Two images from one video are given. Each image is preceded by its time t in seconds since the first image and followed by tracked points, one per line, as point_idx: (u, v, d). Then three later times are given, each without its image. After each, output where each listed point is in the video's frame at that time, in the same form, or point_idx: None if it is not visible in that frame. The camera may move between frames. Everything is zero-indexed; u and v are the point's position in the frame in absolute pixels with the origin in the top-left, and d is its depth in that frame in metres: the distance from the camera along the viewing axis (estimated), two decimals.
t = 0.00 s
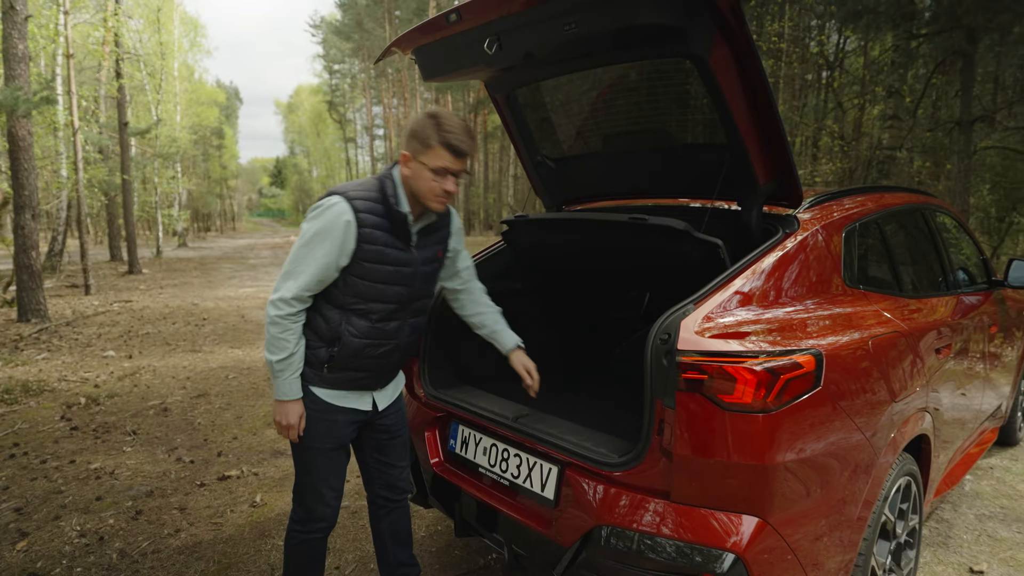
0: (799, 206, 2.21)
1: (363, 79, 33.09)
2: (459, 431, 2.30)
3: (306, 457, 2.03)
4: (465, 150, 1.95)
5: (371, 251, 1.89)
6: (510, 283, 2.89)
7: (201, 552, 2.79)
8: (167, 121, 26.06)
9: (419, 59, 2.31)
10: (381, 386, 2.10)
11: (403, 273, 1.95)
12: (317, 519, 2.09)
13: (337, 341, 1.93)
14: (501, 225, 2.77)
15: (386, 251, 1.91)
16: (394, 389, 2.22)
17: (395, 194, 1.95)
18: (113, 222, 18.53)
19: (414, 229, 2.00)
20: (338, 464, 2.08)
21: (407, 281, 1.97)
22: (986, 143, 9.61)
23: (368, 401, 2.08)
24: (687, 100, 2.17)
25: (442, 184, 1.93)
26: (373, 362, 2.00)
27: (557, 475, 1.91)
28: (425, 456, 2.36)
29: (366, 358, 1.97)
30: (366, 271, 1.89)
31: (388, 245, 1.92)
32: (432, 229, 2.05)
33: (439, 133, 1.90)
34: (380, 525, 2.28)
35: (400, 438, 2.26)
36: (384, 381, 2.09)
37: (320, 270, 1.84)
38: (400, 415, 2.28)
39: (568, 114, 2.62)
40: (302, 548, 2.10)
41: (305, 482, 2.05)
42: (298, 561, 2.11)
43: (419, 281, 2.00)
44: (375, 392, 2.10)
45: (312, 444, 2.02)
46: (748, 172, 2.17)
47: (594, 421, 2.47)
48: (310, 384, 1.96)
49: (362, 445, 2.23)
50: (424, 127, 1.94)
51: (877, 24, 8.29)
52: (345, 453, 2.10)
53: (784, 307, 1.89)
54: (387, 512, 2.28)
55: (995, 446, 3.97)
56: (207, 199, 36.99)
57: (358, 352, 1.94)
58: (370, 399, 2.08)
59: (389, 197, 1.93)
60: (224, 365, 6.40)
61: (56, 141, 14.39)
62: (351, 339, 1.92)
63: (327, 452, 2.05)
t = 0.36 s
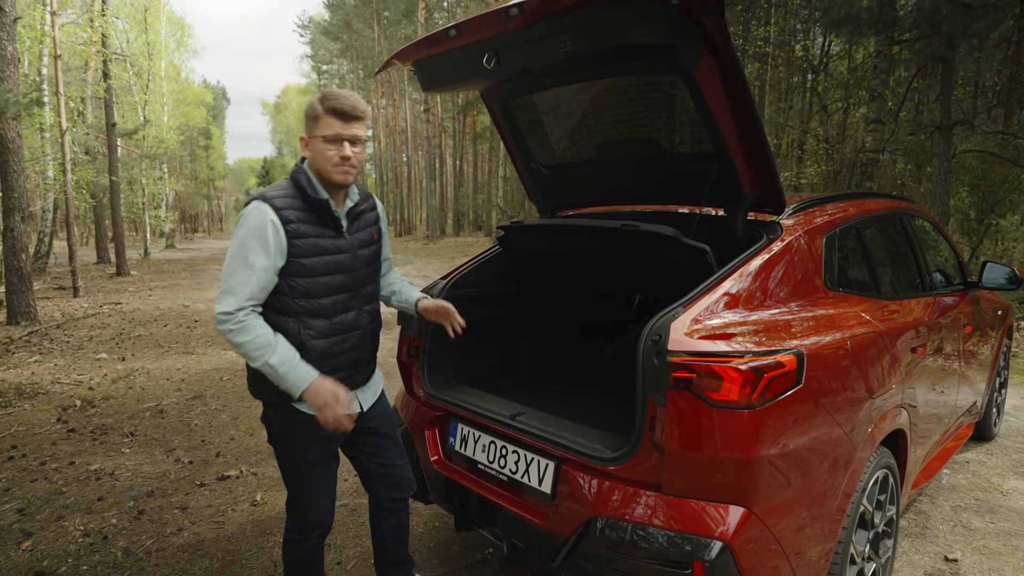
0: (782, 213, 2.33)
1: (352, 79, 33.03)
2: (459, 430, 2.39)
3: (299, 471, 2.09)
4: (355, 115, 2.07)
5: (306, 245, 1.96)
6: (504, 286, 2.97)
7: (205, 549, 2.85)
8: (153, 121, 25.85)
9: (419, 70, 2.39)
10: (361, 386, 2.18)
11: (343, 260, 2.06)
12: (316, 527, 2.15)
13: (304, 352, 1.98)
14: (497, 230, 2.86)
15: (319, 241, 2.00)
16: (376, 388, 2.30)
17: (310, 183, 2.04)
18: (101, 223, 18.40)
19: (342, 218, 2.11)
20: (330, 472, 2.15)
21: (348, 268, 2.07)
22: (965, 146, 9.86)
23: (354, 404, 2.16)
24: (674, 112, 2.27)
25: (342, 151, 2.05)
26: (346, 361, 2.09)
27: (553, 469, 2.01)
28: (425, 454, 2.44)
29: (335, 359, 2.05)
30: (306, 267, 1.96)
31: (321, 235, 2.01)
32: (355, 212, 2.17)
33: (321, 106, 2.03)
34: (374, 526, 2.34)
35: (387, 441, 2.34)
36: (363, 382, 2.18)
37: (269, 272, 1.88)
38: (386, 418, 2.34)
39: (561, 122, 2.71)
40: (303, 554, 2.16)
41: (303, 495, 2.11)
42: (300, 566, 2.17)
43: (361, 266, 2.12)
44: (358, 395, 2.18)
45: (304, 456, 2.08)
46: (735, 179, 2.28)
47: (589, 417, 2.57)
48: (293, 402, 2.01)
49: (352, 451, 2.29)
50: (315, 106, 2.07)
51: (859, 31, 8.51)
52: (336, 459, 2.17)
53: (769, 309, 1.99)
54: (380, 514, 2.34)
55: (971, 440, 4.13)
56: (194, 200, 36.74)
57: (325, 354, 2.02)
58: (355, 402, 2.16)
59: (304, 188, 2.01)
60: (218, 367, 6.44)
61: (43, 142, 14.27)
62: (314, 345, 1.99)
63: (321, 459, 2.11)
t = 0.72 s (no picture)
0: (776, 218, 2.42)
1: (346, 80, 33.01)
2: (464, 428, 2.46)
3: (294, 470, 2.14)
4: (314, 112, 2.15)
5: (276, 244, 2.08)
6: (506, 288, 3.05)
7: (213, 546, 2.91)
8: (148, 122, 25.77)
9: (424, 80, 2.47)
10: (354, 383, 2.27)
11: (316, 257, 2.17)
12: (314, 524, 2.19)
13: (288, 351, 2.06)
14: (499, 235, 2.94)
15: (290, 240, 2.11)
16: (370, 385, 2.38)
17: (278, 185, 2.15)
18: (95, 225, 18.35)
19: (315, 216, 2.23)
20: (325, 469, 2.21)
21: (322, 263, 2.19)
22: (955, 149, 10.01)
23: (347, 400, 2.24)
24: (669, 121, 2.36)
25: (304, 147, 2.13)
26: (333, 357, 2.18)
27: (557, 466, 2.09)
28: (430, 451, 2.52)
29: (321, 358, 2.13)
30: (277, 266, 2.08)
31: (292, 233, 2.13)
32: (327, 206, 2.28)
33: (280, 107, 2.12)
34: (372, 526, 2.40)
35: (382, 440, 2.41)
36: (355, 378, 2.26)
37: (240, 266, 1.98)
38: (382, 418, 2.43)
39: (561, 130, 2.79)
40: (303, 553, 2.21)
41: (300, 494, 2.15)
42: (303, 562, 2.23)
43: (336, 262, 2.23)
44: (352, 391, 2.26)
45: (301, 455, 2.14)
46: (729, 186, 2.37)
47: (591, 415, 2.64)
48: (283, 402, 2.09)
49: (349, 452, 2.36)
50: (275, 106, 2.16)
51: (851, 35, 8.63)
52: (330, 459, 2.23)
53: (764, 310, 2.07)
54: (377, 513, 2.40)
55: (959, 438, 4.23)
56: (187, 201, 36.60)
57: (310, 351, 2.10)
58: (348, 399, 2.24)
59: (272, 190, 2.12)
60: (218, 368, 6.49)
61: (38, 143, 14.25)
62: (297, 344, 2.07)
63: (316, 458, 2.17)
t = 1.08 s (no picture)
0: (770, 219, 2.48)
1: (342, 80, 32.97)
2: (467, 424, 2.52)
3: (295, 466, 2.19)
4: (304, 115, 2.19)
5: (267, 244, 2.13)
6: (507, 288, 3.11)
7: (219, 542, 2.96)
8: (143, 122, 25.68)
9: (428, 83, 2.53)
10: (350, 379, 2.30)
11: (309, 256, 2.22)
12: (314, 518, 2.23)
13: (282, 348, 2.12)
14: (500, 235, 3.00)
15: (281, 239, 2.16)
16: (369, 381, 2.41)
17: (271, 187, 2.20)
18: (91, 225, 18.30)
19: (308, 216, 2.28)
20: (324, 465, 2.25)
21: (316, 262, 2.23)
22: (948, 150, 10.11)
23: (343, 397, 2.27)
24: (666, 124, 2.41)
25: (295, 150, 2.17)
26: (328, 354, 2.22)
27: (559, 459, 2.15)
28: (434, 447, 2.57)
29: (314, 355, 2.18)
30: (270, 265, 2.13)
31: (284, 234, 2.18)
32: (320, 207, 2.32)
33: (271, 111, 2.17)
34: (373, 521, 2.45)
35: (382, 439, 2.44)
36: (352, 375, 2.30)
37: (235, 269, 2.05)
38: (381, 419, 2.45)
39: (560, 132, 2.85)
40: (306, 547, 2.25)
41: (301, 490, 2.20)
42: (307, 555, 2.27)
43: (330, 260, 2.28)
44: (347, 388, 2.29)
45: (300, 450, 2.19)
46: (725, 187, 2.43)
47: (591, 410, 2.70)
48: (279, 398, 2.14)
49: (350, 449, 2.41)
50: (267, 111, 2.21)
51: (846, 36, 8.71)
52: (329, 455, 2.27)
53: (760, 308, 2.14)
54: (378, 509, 2.45)
55: (951, 434, 4.31)
56: (182, 201, 36.46)
57: (303, 348, 2.16)
58: (344, 396, 2.28)
59: (264, 192, 2.17)
60: (218, 368, 6.52)
61: (33, 143, 14.20)
62: (290, 341, 2.13)
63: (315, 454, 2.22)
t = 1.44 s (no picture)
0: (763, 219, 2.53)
1: (336, 79, 32.90)
2: (466, 422, 2.55)
3: (292, 463, 2.22)
4: (300, 116, 2.21)
5: (262, 243, 2.16)
6: (505, 287, 3.14)
7: (219, 539, 2.98)
8: (136, 122, 25.57)
9: (426, 85, 2.57)
10: (345, 377, 2.33)
11: (303, 254, 2.24)
12: (310, 513, 2.26)
13: (275, 345, 2.16)
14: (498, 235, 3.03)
15: (276, 239, 2.19)
16: (364, 379, 2.44)
17: (268, 187, 2.23)
18: (84, 226, 18.20)
19: (304, 215, 2.30)
20: (318, 462, 2.28)
21: (309, 261, 2.25)
22: (939, 150, 10.20)
23: (337, 394, 2.30)
24: (660, 126, 2.46)
25: (292, 150, 2.20)
26: (321, 351, 2.24)
27: (556, 455, 2.19)
28: (433, 444, 2.60)
29: (308, 352, 2.21)
30: (264, 263, 2.16)
31: (280, 233, 2.21)
32: (317, 207, 2.34)
33: (268, 113, 2.19)
34: (371, 519, 2.48)
35: (379, 437, 2.47)
36: (347, 373, 2.33)
37: (231, 264, 2.08)
38: (378, 416, 2.48)
39: (557, 134, 2.89)
40: (304, 543, 2.28)
41: (298, 486, 2.23)
42: (305, 553, 2.30)
43: (326, 259, 2.30)
44: (342, 386, 2.32)
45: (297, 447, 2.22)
46: (719, 188, 2.48)
47: (588, 407, 2.74)
48: (273, 394, 2.18)
49: (346, 447, 2.44)
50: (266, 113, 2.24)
51: (838, 38, 8.79)
52: (326, 451, 2.30)
53: (753, 306, 2.18)
54: (375, 506, 2.47)
55: (941, 430, 4.37)
56: (176, 201, 36.27)
57: (296, 345, 2.19)
58: (338, 394, 2.30)
59: (261, 192, 2.21)
60: (214, 368, 6.52)
61: (26, 143, 14.12)
62: (283, 338, 2.16)
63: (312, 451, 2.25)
